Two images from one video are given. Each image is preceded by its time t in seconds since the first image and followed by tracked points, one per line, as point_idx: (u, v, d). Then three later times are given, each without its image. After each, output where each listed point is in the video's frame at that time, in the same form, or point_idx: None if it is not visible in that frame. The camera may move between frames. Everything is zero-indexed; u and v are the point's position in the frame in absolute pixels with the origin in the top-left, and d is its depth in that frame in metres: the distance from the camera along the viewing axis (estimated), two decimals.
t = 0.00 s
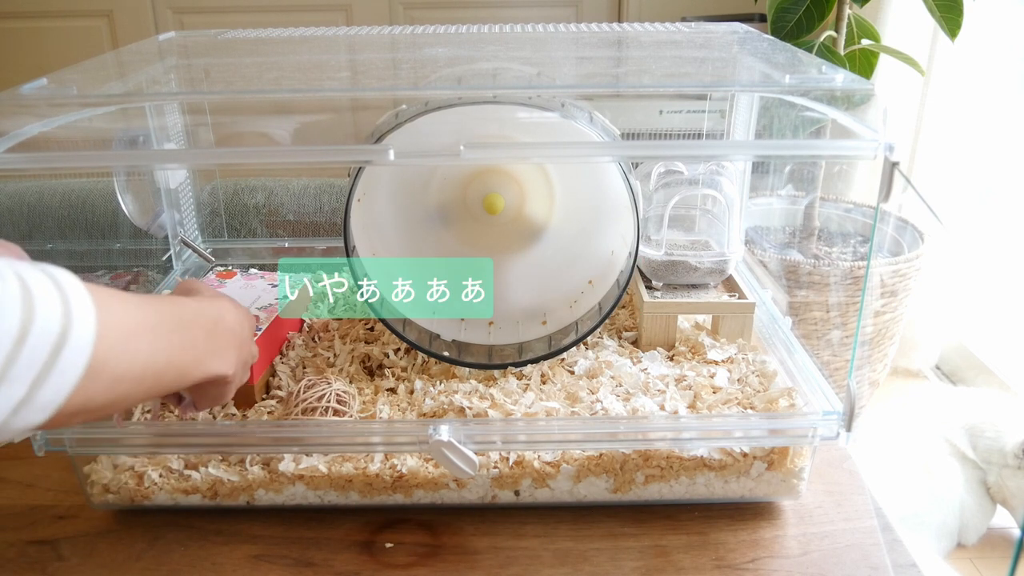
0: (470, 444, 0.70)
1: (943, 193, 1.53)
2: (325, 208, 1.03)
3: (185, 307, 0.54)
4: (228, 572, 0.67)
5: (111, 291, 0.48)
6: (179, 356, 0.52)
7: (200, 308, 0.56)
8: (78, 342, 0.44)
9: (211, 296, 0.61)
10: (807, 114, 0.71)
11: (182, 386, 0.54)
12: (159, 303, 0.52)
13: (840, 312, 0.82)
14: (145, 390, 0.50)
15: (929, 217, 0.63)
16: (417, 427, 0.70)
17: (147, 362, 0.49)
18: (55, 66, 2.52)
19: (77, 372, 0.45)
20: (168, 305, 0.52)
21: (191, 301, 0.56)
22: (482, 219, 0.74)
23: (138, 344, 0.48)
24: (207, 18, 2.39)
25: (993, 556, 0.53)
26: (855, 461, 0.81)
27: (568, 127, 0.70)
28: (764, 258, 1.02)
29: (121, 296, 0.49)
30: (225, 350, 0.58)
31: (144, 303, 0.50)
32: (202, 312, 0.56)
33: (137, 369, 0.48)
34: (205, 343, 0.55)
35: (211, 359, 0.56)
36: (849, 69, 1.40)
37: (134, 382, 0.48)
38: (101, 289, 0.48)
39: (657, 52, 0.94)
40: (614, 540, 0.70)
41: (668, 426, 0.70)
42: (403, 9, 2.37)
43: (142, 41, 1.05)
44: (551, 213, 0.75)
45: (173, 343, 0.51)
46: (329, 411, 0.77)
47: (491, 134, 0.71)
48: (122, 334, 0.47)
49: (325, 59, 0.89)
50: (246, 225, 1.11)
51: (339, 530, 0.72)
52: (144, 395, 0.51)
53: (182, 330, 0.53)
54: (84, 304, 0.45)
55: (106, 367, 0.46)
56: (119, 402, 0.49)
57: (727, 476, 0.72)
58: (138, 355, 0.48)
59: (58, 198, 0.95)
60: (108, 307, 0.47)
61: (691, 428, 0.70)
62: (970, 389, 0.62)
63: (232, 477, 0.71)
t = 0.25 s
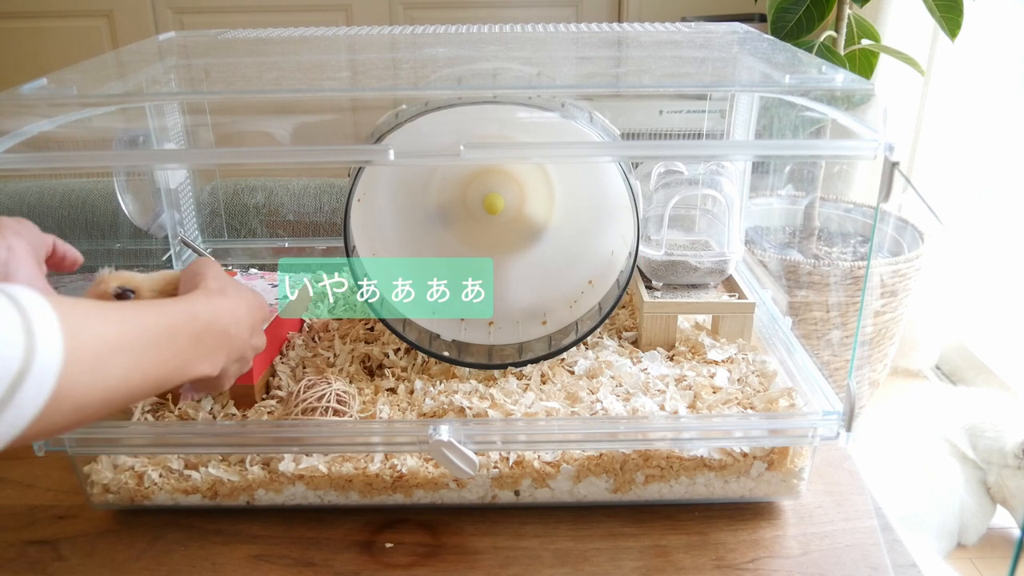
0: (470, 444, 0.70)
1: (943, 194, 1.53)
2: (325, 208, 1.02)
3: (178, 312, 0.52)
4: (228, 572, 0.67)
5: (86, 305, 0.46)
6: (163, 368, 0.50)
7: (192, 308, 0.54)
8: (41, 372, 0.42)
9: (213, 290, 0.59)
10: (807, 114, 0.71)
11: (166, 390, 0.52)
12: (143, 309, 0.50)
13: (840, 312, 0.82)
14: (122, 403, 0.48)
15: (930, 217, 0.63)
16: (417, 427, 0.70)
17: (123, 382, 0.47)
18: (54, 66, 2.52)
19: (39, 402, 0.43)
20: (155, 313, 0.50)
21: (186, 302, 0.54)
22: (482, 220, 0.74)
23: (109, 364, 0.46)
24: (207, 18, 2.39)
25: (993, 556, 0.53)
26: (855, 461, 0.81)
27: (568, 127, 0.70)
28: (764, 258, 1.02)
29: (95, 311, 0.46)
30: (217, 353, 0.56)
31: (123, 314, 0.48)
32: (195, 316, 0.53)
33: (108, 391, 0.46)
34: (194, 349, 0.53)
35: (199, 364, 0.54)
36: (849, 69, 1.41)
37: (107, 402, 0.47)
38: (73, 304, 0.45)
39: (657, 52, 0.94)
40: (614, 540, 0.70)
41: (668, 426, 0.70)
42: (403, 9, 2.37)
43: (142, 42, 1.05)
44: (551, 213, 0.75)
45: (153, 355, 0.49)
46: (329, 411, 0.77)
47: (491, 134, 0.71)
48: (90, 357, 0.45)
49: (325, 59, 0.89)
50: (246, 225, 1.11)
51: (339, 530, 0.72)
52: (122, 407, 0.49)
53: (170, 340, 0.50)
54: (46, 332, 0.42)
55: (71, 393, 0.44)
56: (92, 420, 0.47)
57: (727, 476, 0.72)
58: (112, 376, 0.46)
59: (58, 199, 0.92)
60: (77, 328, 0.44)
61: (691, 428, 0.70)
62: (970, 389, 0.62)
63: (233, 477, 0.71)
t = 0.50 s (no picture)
0: (470, 444, 0.70)
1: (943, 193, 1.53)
2: (325, 208, 1.01)
3: (142, 326, 0.53)
4: (228, 572, 0.67)
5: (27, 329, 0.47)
6: (119, 385, 0.52)
7: (159, 320, 0.54)
8: None
9: (197, 296, 0.59)
10: (807, 114, 0.71)
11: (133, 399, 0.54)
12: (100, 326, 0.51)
13: (840, 311, 0.83)
14: (80, 419, 0.51)
15: (930, 217, 0.63)
16: (417, 427, 0.70)
17: (67, 403, 0.48)
18: (54, 66, 2.52)
19: None
20: (115, 329, 0.51)
21: (154, 313, 0.54)
22: (482, 220, 0.74)
23: (50, 389, 0.47)
24: (207, 18, 2.39)
25: (993, 556, 0.53)
26: (855, 461, 0.81)
27: (567, 127, 0.70)
28: (765, 258, 1.02)
29: (38, 335, 0.47)
30: (188, 362, 0.57)
31: (74, 334, 0.49)
32: (163, 328, 0.54)
33: (51, 413, 0.48)
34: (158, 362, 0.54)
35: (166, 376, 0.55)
36: (849, 69, 1.41)
37: (53, 423, 0.48)
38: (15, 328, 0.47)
39: (657, 52, 0.94)
40: (614, 540, 0.70)
41: (668, 425, 0.70)
42: (403, 9, 2.37)
43: (142, 42, 1.05)
44: (551, 213, 0.75)
45: (105, 375, 0.50)
46: (329, 411, 0.77)
47: (491, 134, 0.71)
48: (29, 383, 0.46)
49: (325, 59, 0.89)
50: (246, 225, 1.10)
51: (339, 530, 0.72)
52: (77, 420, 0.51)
53: (128, 357, 0.52)
54: None
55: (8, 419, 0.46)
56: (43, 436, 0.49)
57: (727, 476, 0.72)
58: (53, 400, 0.47)
59: (58, 198, 0.90)
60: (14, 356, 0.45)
61: (691, 428, 0.70)
62: (970, 390, 0.62)
63: (233, 477, 0.71)
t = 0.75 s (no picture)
0: (470, 444, 0.70)
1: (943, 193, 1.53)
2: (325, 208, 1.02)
3: (75, 330, 0.51)
4: (228, 572, 0.67)
5: None
6: (47, 391, 0.50)
7: (92, 324, 0.52)
8: None
9: (149, 298, 0.57)
10: (807, 114, 0.71)
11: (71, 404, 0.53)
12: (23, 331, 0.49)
13: (840, 311, 0.83)
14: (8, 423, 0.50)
15: (929, 217, 0.63)
16: (417, 427, 0.70)
17: None
18: (54, 66, 2.52)
19: None
20: (40, 332, 0.49)
21: (93, 316, 0.52)
22: (482, 219, 0.75)
23: None
24: (207, 18, 2.38)
25: (993, 556, 0.53)
26: (855, 461, 0.81)
27: (567, 127, 0.70)
28: (765, 258, 1.02)
29: None
30: (128, 368, 0.54)
31: None
32: (100, 333, 0.52)
33: None
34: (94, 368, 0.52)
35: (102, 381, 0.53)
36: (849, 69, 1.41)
37: None
38: None
39: (657, 52, 0.94)
40: (614, 540, 0.70)
41: (668, 425, 0.70)
42: (403, 9, 2.37)
43: (142, 42, 1.05)
44: (551, 213, 0.75)
45: (26, 382, 0.49)
46: (329, 411, 0.77)
47: (491, 134, 0.71)
48: None
49: (325, 59, 0.89)
50: (246, 225, 1.10)
51: (339, 530, 0.72)
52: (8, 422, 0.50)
53: (54, 363, 0.50)
54: None
55: None
56: None
57: (727, 476, 0.72)
58: None
59: (58, 200, 0.91)
60: None
61: (691, 428, 0.70)
62: (970, 389, 0.62)
63: (233, 477, 0.71)
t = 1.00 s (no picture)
0: (470, 444, 0.70)
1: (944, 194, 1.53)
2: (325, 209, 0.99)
3: (15, 328, 0.50)
4: (228, 572, 0.67)
5: None
6: None
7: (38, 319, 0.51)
8: None
9: (100, 289, 0.56)
10: (807, 114, 0.71)
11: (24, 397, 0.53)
12: None
13: (840, 311, 0.83)
14: None
15: (930, 217, 0.63)
16: (417, 427, 0.70)
17: None
18: (54, 66, 2.52)
19: None
20: None
21: (33, 311, 0.51)
22: (482, 219, 0.74)
23: None
24: (207, 18, 2.38)
25: (993, 556, 0.53)
26: (855, 461, 0.81)
27: (568, 126, 0.70)
28: (764, 258, 1.01)
29: None
30: (77, 362, 0.54)
31: None
32: (42, 329, 0.51)
33: None
34: (42, 363, 0.52)
35: (51, 377, 0.53)
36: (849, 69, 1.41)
37: None
38: None
39: (657, 52, 0.94)
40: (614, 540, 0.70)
41: (668, 425, 0.70)
42: (403, 9, 2.37)
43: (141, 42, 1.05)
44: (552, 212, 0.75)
45: None
46: (330, 411, 0.77)
47: (491, 134, 0.70)
48: None
49: (326, 59, 0.89)
50: (246, 225, 1.10)
51: (339, 530, 0.72)
52: None
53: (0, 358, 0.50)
54: None
55: None
56: None
57: (727, 476, 0.72)
58: None
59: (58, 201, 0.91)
60: None
61: (691, 428, 0.70)
62: (970, 390, 0.62)
63: (233, 477, 0.71)
